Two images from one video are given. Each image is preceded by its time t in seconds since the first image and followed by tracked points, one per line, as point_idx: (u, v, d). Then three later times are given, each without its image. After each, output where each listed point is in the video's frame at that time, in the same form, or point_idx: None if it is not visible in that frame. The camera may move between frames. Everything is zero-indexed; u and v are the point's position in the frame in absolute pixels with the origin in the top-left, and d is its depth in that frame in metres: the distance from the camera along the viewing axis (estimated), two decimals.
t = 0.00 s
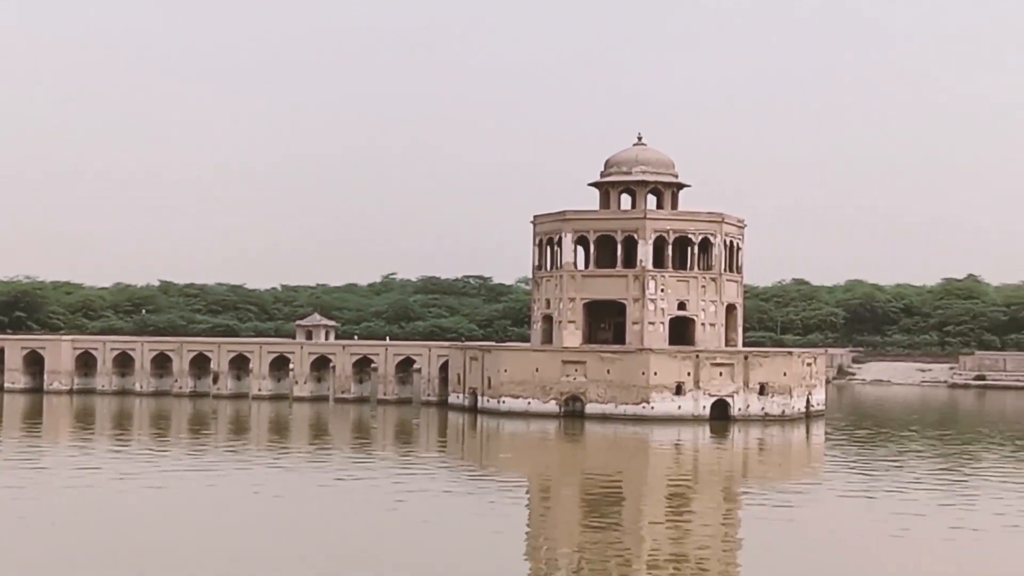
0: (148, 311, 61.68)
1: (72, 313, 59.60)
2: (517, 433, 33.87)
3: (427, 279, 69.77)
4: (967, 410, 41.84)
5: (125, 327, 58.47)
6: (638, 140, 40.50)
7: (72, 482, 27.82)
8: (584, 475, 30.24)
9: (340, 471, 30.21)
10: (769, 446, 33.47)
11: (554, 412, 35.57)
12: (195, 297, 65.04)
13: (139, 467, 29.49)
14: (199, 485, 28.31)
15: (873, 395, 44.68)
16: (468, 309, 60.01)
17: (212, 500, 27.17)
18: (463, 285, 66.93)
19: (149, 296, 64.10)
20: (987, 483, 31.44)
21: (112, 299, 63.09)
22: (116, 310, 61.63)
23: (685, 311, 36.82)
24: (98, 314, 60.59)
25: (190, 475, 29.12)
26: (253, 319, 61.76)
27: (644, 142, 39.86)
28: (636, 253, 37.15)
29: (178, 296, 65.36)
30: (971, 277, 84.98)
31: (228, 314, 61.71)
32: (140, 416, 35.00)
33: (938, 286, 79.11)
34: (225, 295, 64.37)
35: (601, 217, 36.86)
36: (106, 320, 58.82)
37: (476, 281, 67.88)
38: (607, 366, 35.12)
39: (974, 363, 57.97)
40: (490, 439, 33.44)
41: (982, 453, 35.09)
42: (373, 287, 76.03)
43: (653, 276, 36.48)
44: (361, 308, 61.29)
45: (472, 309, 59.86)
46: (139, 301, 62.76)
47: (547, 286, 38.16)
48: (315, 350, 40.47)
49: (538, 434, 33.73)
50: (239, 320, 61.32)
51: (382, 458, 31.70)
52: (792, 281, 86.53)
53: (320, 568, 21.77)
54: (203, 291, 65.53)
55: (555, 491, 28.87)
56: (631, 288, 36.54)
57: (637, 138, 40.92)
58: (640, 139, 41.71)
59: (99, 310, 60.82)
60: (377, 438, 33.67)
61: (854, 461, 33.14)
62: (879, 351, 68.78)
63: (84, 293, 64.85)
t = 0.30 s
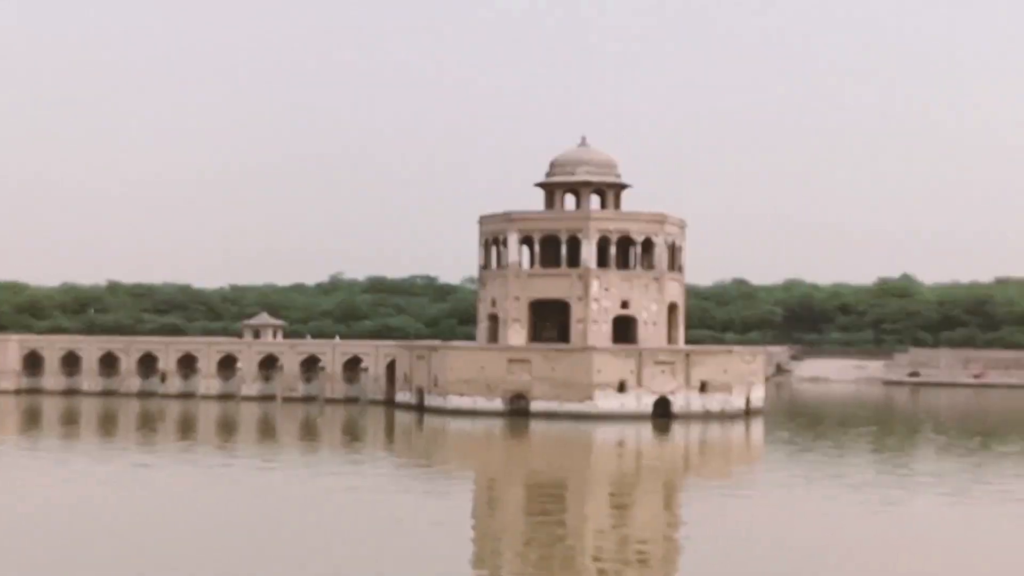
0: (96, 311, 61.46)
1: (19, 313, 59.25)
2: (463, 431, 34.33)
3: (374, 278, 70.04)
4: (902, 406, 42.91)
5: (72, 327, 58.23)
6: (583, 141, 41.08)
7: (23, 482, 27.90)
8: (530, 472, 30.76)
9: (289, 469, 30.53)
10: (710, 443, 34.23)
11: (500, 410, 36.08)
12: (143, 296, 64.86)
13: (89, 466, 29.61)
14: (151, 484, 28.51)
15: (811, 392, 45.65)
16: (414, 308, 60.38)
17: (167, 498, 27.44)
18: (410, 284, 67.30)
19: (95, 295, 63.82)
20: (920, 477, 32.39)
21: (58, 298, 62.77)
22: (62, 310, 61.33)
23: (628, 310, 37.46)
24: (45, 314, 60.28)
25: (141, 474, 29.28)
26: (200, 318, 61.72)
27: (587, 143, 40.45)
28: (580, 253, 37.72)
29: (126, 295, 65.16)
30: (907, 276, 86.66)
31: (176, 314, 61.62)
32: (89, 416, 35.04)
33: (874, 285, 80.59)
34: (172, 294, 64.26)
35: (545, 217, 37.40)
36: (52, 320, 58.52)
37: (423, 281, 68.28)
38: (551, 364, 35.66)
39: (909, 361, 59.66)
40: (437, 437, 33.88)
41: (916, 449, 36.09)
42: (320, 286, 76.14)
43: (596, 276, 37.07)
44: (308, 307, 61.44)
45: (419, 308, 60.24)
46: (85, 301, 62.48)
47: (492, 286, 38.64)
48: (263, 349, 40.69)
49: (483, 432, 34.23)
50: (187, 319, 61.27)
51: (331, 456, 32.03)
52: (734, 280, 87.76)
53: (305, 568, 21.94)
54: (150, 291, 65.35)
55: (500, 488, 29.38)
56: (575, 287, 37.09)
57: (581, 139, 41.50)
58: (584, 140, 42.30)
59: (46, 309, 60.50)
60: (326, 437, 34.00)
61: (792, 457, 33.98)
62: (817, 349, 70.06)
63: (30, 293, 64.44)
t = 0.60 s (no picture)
0: (33, 309, 60.92)
1: None
2: (404, 429, 34.62)
3: (314, 276, 70.03)
4: (833, 402, 43.86)
5: (9, 325, 57.70)
6: (521, 140, 41.51)
7: None
8: (470, 469, 31.14)
9: (230, 467, 30.66)
10: (647, 439, 34.81)
11: (440, 408, 36.41)
12: (80, 294, 64.39)
13: (30, 466, 29.53)
14: (93, 484, 28.49)
15: (746, 388, 46.47)
16: (355, 306, 60.53)
17: (113, 497, 27.46)
18: (350, 282, 67.42)
19: (33, 293, 63.26)
20: (850, 472, 33.20)
21: None
22: None
23: (566, 308, 37.94)
24: None
25: (82, 474, 29.26)
26: (140, 317, 61.42)
27: (527, 143, 40.88)
28: (519, 251, 38.15)
29: (63, 293, 64.66)
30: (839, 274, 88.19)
31: (115, 312, 61.26)
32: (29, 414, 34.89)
33: (807, 282, 81.91)
34: (111, 292, 63.85)
35: (485, 216, 37.78)
36: None
37: (363, 279, 68.41)
38: (491, 362, 36.05)
39: (840, 358, 60.85)
40: (378, 435, 34.14)
41: (847, 444, 36.94)
42: (260, 284, 75.96)
43: (535, 274, 37.51)
44: (248, 306, 61.34)
45: (359, 306, 60.39)
46: (23, 299, 61.91)
47: (433, 284, 38.96)
48: (203, 347, 40.71)
49: (423, 429, 34.55)
50: (126, 317, 60.97)
51: (272, 454, 32.18)
52: (671, 279, 88.75)
53: (280, 568, 22.08)
54: (88, 289, 64.89)
55: (440, 485, 29.73)
56: (514, 286, 37.50)
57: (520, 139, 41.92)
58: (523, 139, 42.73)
59: None
60: (267, 435, 34.14)
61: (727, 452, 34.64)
62: (751, 346, 71.13)
63: None
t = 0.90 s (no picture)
0: None
1: None
2: (340, 426, 34.48)
3: (249, 272, 69.49)
4: (767, 397, 44.35)
5: None
6: (459, 137, 41.48)
7: None
8: (407, 466, 31.09)
9: (164, 465, 30.33)
10: (583, 435, 34.95)
11: (377, 404, 36.29)
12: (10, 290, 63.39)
13: None
14: (26, 483, 28.06)
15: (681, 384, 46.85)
16: (291, 302, 60.16)
17: (48, 497, 27.07)
18: (286, 279, 67.02)
19: None
20: (785, 466, 33.59)
21: None
22: None
23: (504, 304, 37.98)
24: None
25: (14, 473, 28.80)
26: (71, 314, 60.57)
27: (464, 139, 40.85)
28: (456, 248, 38.11)
29: None
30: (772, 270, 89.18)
31: (46, 309, 60.36)
32: None
33: (741, 279, 82.70)
34: (42, 288, 62.91)
35: (422, 212, 37.70)
36: None
37: (299, 275, 68.03)
38: (428, 358, 36.00)
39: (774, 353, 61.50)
40: (314, 432, 33.97)
41: (780, 438, 37.36)
42: (195, 281, 75.24)
43: (473, 270, 37.49)
44: (182, 302, 60.74)
45: (295, 302, 60.04)
46: None
47: (369, 281, 38.82)
48: (136, 344, 40.28)
49: (360, 425, 34.44)
50: (57, 314, 60.08)
51: (208, 452, 31.89)
52: (606, 275, 89.21)
53: (275, 565, 22.02)
54: (18, 285, 63.88)
55: (376, 482, 29.65)
56: (451, 282, 37.46)
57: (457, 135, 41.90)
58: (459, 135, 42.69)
59: None
60: (202, 433, 33.84)
61: (663, 447, 34.89)
62: (686, 341, 71.66)
63: None
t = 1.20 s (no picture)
0: None
1: None
2: (275, 422, 33.97)
3: (183, 266, 68.55)
4: (705, 392, 44.40)
5: None
6: (396, 131, 41.09)
7: None
8: (344, 463, 30.68)
9: (93, 463, 29.67)
10: (521, 431, 34.73)
11: (312, 400, 35.83)
12: None
13: None
14: None
15: (619, 379, 46.79)
16: (225, 297, 59.42)
17: None
18: (220, 274, 66.20)
19: None
20: (723, 461, 33.58)
21: None
22: None
23: (442, 300, 37.66)
24: None
25: None
26: None
27: (401, 133, 40.47)
28: (393, 243, 37.72)
29: None
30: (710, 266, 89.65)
31: None
32: None
33: (680, 274, 82.97)
34: None
35: (359, 207, 37.27)
36: None
37: (233, 270, 67.25)
38: (365, 354, 35.60)
39: (712, 349, 61.70)
40: (248, 428, 33.45)
41: (718, 433, 37.40)
42: (127, 275, 74.11)
43: (410, 265, 37.13)
44: (113, 297, 59.72)
45: (229, 297, 59.30)
46: None
47: (305, 276, 38.34)
48: (65, 340, 39.48)
49: (295, 422, 33.96)
50: None
51: (139, 449, 31.27)
52: (545, 271, 89.16)
53: (233, 564, 21.60)
54: None
55: (312, 478, 29.24)
56: (388, 277, 37.07)
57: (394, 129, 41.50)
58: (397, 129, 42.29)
59: None
60: (133, 429, 33.19)
61: (601, 443, 34.75)
62: (625, 336, 71.72)
63: None
